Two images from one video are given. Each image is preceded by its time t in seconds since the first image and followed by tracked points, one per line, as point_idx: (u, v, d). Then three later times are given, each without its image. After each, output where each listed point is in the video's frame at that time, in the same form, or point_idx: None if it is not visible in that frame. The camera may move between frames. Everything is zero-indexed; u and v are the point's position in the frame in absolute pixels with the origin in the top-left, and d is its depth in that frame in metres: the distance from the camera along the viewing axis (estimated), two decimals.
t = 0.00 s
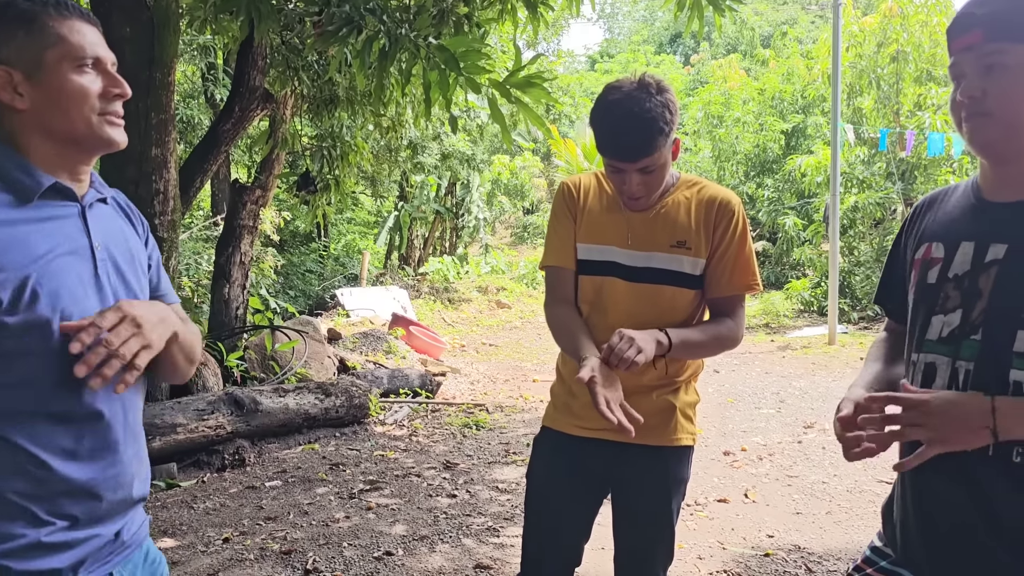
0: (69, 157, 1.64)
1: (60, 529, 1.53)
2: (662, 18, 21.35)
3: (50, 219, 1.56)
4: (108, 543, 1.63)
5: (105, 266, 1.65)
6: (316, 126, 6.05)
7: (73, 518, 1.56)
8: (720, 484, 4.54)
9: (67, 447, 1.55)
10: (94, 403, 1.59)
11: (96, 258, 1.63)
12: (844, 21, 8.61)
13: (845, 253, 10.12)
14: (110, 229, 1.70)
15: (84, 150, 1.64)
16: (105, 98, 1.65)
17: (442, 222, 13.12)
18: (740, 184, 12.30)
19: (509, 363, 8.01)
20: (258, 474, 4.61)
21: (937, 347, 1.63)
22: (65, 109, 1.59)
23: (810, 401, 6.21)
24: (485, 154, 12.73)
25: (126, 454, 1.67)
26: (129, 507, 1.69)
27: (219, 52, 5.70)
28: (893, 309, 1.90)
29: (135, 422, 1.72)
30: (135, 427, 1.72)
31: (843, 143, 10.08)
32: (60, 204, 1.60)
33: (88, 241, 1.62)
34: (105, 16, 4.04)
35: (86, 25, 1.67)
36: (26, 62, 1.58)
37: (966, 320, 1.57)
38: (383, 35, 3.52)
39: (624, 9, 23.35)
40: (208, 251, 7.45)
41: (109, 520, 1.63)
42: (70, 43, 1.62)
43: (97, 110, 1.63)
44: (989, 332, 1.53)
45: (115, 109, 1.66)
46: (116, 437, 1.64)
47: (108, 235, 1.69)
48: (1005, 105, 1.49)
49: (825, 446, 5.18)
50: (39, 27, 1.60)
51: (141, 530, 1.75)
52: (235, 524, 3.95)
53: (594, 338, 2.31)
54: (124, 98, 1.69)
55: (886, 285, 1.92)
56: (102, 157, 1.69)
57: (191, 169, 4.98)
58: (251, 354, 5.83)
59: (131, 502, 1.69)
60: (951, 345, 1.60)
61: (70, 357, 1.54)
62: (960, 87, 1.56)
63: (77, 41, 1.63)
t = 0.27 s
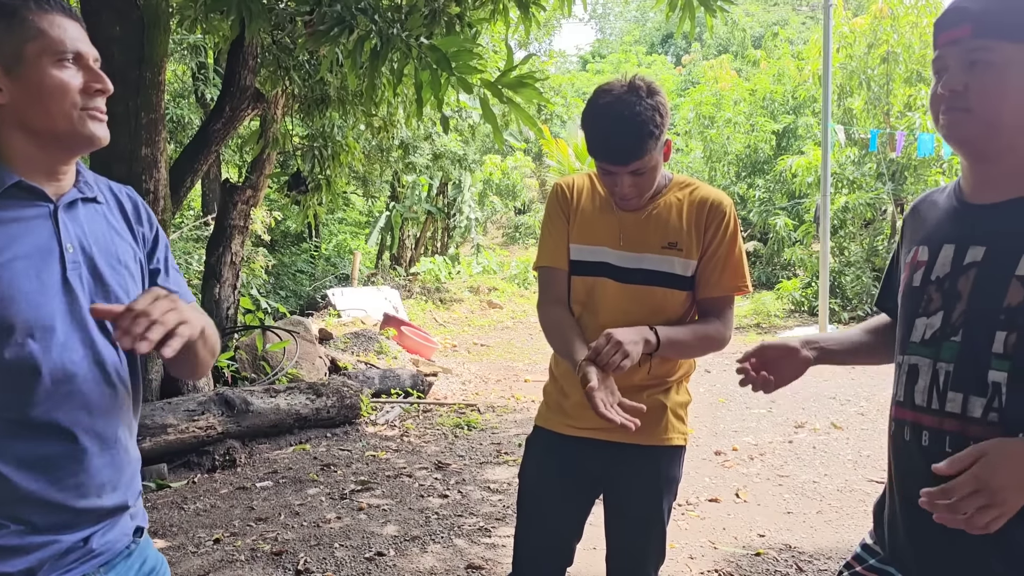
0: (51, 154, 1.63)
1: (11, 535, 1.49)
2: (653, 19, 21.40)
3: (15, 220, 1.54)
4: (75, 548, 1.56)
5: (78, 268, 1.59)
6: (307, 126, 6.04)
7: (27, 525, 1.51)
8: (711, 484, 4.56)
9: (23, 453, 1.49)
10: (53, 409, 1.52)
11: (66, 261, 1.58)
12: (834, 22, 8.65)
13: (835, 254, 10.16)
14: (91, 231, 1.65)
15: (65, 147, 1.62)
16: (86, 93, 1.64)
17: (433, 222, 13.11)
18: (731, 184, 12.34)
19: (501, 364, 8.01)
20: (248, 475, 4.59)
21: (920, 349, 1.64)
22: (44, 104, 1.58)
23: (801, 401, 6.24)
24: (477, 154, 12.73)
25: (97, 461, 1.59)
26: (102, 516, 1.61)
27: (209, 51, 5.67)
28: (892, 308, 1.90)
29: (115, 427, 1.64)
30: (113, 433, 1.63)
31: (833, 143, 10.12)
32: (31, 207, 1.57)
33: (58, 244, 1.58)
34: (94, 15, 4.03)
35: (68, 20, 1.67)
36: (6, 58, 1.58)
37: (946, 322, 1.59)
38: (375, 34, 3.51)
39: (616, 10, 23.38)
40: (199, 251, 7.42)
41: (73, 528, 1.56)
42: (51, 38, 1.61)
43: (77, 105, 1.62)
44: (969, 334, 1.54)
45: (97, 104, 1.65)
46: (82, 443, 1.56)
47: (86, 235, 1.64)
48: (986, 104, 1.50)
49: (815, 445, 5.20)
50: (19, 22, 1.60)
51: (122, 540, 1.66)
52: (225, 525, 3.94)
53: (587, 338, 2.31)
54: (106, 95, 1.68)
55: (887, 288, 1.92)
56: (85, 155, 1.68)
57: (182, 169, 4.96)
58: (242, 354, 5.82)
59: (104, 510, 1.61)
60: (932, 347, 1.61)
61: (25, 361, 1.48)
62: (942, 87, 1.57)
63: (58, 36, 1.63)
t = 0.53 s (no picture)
0: (18, 160, 1.63)
1: None
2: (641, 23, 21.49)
3: None
4: (28, 563, 1.57)
5: (44, 276, 1.57)
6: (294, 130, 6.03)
7: None
8: (698, 488, 4.56)
9: None
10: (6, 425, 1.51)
11: (31, 268, 1.56)
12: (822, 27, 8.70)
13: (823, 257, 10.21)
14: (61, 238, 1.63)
15: (32, 154, 1.62)
16: (55, 101, 1.64)
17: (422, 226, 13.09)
18: (719, 188, 12.37)
19: (489, 368, 8.00)
20: (235, 481, 4.57)
21: (899, 354, 1.64)
22: (13, 111, 1.58)
23: (788, 405, 6.26)
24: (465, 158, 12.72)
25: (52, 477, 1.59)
26: (55, 532, 1.61)
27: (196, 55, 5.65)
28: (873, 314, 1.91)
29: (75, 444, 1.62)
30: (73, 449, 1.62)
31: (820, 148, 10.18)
32: None
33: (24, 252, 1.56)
34: (78, 19, 4.00)
35: (38, 26, 1.66)
36: None
37: (924, 327, 1.59)
38: (361, 38, 3.50)
39: (604, 15, 23.43)
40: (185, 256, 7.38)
41: (25, 543, 1.57)
42: (20, 45, 1.61)
43: (47, 114, 1.62)
44: (946, 339, 1.54)
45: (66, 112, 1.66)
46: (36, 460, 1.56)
47: (56, 243, 1.62)
48: (962, 119, 1.52)
49: (802, 449, 5.22)
50: None
51: (80, 555, 1.66)
52: (211, 531, 3.91)
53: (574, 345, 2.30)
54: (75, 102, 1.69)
55: (871, 287, 1.93)
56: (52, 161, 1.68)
57: (168, 174, 4.93)
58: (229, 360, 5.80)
59: (58, 525, 1.61)
60: (911, 352, 1.61)
61: None
62: (912, 105, 1.59)
63: (27, 42, 1.62)
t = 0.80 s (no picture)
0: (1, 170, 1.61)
1: None
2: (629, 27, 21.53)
3: None
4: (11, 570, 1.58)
5: (33, 285, 1.60)
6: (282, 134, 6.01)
7: None
8: (686, 491, 4.57)
9: None
10: None
11: (22, 277, 1.58)
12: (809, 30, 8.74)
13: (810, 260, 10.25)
14: (45, 247, 1.66)
15: (17, 163, 1.61)
16: (38, 108, 1.63)
17: (410, 229, 13.06)
18: (707, 191, 12.40)
19: (478, 371, 8.00)
20: (222, 486, 4.55)
21: (879, 358, 1.65)
22: None
23: (776, 407, 6.28)
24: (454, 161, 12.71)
25: (38, 483, 1.60)
26: (39, 538, 1.62)
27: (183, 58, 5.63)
28: (852, 318, 1.92)
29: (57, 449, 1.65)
30: (55, 456, 1.64)
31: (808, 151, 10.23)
32: None
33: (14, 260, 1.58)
34: (64, 23, 3.96)
35: (16, 33, 1.65)
36: None
37: (903, 331, 1.60)
38: (349, 43, 3.50)
39: (592, 18, 23.47)
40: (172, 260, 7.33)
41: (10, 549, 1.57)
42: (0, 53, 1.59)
43: (30, 122, 1.61)
44: (925, 343, 1.55)
45: (48, 119, 1.65)
46: (22, 466, 1.58)
47: (40, 251, 1.65)
48: (918, 121, 1.57)
49: (789, 452, 5.24)
50: None
51: (60, 560, 1.68)
52: (198, 537, 3.89)
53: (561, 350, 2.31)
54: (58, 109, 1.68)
55: (843, 293, 1.95)
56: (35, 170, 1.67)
57: (154, 177, 4.91)
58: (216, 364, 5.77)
59: (41, 531, 1.63)
60: (890, 357, 1.62)
61: None
62: (882, 103, 1.65)
63: (7, 50, 1.60)
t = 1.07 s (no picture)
0: None
1: None
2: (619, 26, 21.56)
3: None
4: (18, 565, 1.57)
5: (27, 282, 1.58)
6: (271, 133, 5.99)
7: None
8: (678, 491, 4.58)
9: None
10: None
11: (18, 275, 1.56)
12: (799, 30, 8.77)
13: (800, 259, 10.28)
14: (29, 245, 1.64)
15: (5, 163, 1.60)
16: (29, 110, 1.62)
17: (401, 229, 13.02)
18: (698, 191, 12.42)
19: (469, 372, 7.99)
20: (212, 487, 4.53)
21: (869, 356, 1.65)
22: None
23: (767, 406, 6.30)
24: (445, 161, 12.69)
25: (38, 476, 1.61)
26: (43, 531, 1.62)
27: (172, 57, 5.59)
28: (838, 317, 1.93)
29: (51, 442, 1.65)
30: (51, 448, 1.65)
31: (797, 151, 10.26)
32: None
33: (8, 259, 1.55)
34: (51, 22, 3.92)
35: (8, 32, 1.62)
36: None
37: (893, 329, 1.61)
38: (339, 42, 3.49)
39: (583, 18, 23.48)
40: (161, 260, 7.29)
41: (18, 545, 1.57)
42: None
43: (20, 123, 1.60)
44: (916, 341, 1.56)
45: (38, 121, 1.63)
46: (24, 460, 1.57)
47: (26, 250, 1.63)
48: (903, 120, 1.59)
49: (780, 450, 5.26)
50: None
51: (59, 552, 1.69)
52: (187, 538, 3.87)
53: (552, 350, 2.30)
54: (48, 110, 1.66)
55: (829, 290, 1.95)
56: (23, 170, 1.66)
57: (143, 177, 4.88)
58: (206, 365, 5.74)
59: (46, 524, 1.63)
60: (880, 354, 1.63)
61: None
62: (869, 102, 1.67)
63: None
